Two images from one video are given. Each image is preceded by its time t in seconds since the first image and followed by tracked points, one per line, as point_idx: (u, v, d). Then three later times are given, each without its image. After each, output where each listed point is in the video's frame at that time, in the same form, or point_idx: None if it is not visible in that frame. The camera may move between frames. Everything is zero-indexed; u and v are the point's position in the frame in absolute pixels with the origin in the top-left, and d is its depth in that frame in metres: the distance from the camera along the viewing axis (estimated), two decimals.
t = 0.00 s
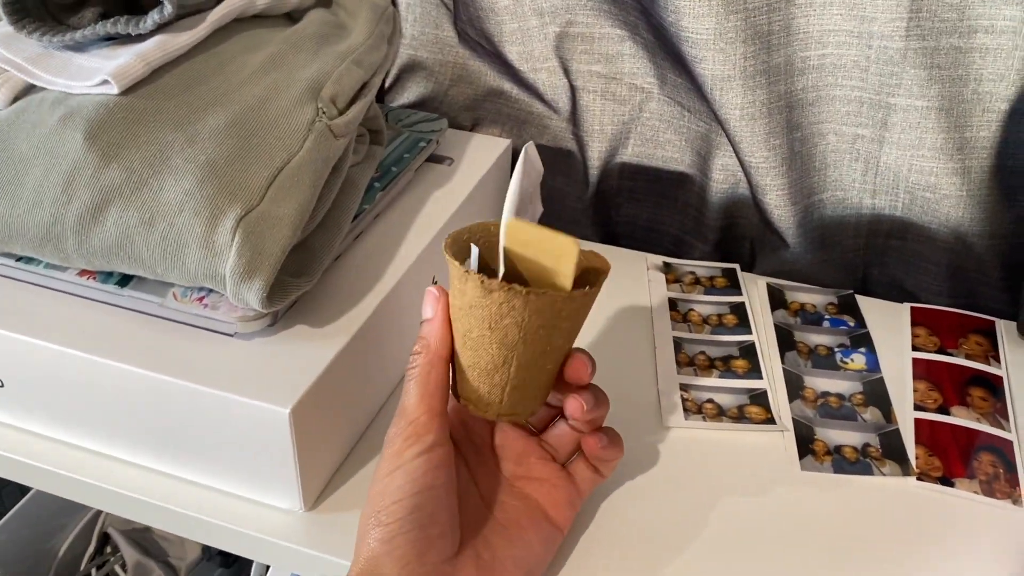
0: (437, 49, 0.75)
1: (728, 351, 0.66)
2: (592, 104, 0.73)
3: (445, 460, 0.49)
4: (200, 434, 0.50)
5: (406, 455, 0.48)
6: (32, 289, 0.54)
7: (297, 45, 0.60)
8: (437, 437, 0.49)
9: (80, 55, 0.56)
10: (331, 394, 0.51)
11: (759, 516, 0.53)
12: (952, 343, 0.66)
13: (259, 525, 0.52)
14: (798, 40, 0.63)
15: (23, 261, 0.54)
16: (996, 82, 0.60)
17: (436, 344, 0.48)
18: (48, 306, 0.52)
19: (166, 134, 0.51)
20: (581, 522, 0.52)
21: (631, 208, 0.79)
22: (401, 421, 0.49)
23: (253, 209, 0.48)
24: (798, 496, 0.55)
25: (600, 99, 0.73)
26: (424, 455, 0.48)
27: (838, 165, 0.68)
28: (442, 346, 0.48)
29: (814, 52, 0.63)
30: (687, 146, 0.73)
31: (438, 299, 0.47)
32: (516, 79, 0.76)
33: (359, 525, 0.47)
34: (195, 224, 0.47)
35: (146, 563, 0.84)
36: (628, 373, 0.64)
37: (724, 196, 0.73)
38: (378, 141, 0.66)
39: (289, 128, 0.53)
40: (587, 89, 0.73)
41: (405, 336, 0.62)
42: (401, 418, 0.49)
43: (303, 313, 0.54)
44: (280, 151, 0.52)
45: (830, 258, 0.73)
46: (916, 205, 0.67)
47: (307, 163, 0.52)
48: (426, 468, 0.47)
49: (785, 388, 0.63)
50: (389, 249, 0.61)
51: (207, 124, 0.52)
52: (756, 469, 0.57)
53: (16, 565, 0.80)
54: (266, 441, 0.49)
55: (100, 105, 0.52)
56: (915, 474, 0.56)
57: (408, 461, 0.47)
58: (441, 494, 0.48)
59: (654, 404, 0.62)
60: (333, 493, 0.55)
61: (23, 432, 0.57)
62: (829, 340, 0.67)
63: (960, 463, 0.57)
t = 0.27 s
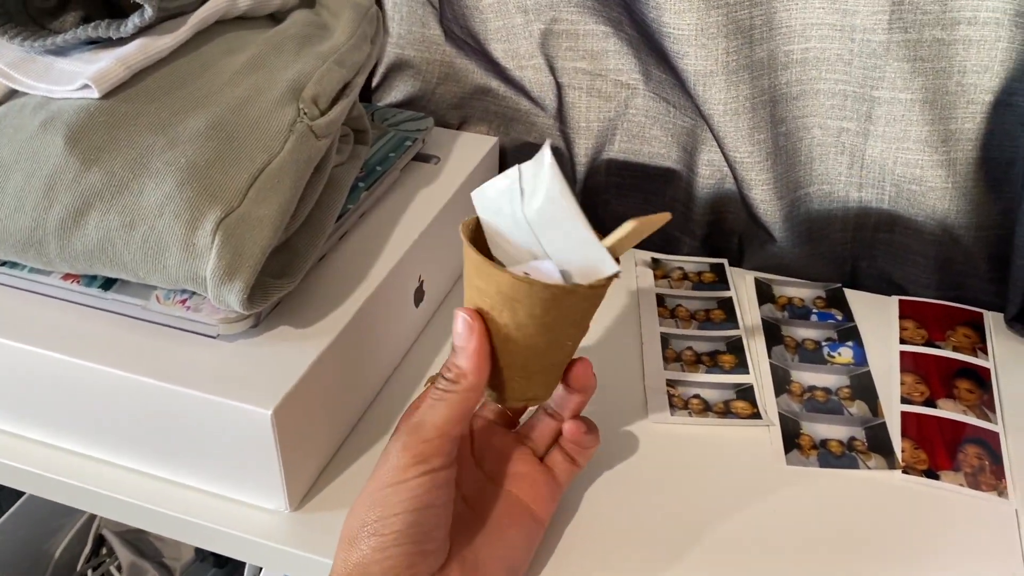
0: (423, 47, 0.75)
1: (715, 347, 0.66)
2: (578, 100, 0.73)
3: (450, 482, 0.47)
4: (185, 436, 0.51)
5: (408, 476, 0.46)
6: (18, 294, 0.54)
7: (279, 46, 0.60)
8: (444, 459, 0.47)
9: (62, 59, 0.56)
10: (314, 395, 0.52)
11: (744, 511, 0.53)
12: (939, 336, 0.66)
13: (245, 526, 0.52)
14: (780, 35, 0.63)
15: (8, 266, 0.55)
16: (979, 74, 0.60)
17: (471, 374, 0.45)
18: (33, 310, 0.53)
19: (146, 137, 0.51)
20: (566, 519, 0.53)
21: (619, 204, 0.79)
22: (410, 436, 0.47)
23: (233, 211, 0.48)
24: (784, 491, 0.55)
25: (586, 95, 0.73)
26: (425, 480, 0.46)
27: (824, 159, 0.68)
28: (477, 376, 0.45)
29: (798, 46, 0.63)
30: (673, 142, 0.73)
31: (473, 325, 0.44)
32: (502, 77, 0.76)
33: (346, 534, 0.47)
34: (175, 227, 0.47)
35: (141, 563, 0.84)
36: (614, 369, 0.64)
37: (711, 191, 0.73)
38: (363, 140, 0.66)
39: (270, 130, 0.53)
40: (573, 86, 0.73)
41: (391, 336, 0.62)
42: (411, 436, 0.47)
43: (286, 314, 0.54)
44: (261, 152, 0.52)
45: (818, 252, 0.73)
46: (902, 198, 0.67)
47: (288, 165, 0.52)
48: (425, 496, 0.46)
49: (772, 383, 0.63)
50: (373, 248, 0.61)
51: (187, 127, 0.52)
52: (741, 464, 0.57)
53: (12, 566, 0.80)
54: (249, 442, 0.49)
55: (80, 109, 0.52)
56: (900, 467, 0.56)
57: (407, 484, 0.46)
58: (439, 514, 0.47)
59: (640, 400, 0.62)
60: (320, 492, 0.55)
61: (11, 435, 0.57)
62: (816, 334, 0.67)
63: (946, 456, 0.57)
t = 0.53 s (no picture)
0: (414, 46, 0.75)
1: (705, 344, 0.66)
2: (568, 99, 0.73)
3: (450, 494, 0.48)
4: (173, 436, 0.51)
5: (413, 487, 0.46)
6: (6, 295, 0.54)
7: (266, 46, 0.60)
8: (449, 474, 0.47)
9: (49, 60, 0.56)
10: (303, 395, 0.52)
11: (733, 508, 0.53)
12: (930, 332, 0.66)
13: (234, 525, 0.52)
14: (768, 32, 0.63)
15: None
16: (967, 70, 0.60)
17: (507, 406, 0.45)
18: (21, 311, 0.53)
19: (133, 138, 0.51)
20: (555, 517, 0.53)
21: (610, 202, 0.79)
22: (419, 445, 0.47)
23: (219, 211, 0.48)
24: (772, 487, 0.55)
25: (576, 93, 0.73)
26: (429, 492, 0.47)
27: (813, 155, 0.68)
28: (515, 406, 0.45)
29: (786, 43, 0.63)
30: (663, 140, 0.72)
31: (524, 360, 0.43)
32: (492, 76, 0.76)
33: (338, 533, 0.47)
34: (162, 227, 0.47)
35: (135, 564, 0.85)
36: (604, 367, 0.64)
37: (701, 188, 0.73)
38: (352, 140, 0.66)
39: (257, 130, 0.53)
40: (562, 84, 0.73)
41: (380, 335, 0.62)
42: (422, 447, 0.46)
43: (274, 314, 0.54)
44: (247, 152, 0.52)
45: (808, 249, 0.73)
46: (892, 194, 0.67)
47: (275, 165, 0.52)
48: (427, 507, 0.47)
49: (762, 379, 0.63)
50: (362, 248, 0.61)
51: (173, 127, 0.52)
52: (730, 460, 0.57)
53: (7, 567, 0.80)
54: (237, 442, 0.49)
55: (67, 110, 0.52)
56: (889, 462, 0.56)
57: (410, 496, 0.46)
58: (435, 526, 0.48)
59: (630, 398, 0.62)
60: (309, 491, 0.55)
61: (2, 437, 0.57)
62: (807, 331, 0.67)
63: (935, 452, 0.57)
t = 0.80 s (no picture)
0: (409, 40, 0.75)
1: (701, 339, 0.66)
2: (563, 93, 0.73)
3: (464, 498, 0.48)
4: (165, 432, 0.50)
5: (429, 491, 0.46)
6: None
7: (259, 39, 0.59)
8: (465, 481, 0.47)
9: (39, 53, 0.56)
10: (297, 390, 0.51)
11: (729, 504, 0.53)
12: (926, 327, 0.66)
13: (227, 522, 0.52)
14: (765, 25, 0.62)
15: None
16: (964, 64, 0.60)
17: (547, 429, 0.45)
18: (11, 305, 0.52)
19: (123, 131, 0.50)
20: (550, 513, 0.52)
21: (605, 197, 0.78)
22: (441, 448, 0.46)
23: (211, 205, 0.48)
24: (768, 483, 0.55)
25: (571, 88, 0.72)
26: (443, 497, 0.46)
27: (809, 150, 0.68)
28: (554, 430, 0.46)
29: (782, 37, 0.63)
30: (659, 134, 0.72)
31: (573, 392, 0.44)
32: (487, 70, 0.75)
33: (345, 528, 0.46)
34: (153, 221, 0.47)
35: (128, 561, 0.85)
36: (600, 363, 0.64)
37: (697, 183, 0.73)
38: (346, 134, 0.65)
39: (249, 123, 0.53)
40: (557, 78, 0.72)
41: (375, 330, 0.61)
42: (444, 451, 0.46)
43: (267, 309, 0.54)
44: (240, 145, 0.51)
45: (804, 244, 0.72)
46: (889, 189, 0.67)
47: (267, 158, 0.52)
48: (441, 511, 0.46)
49: (758, 375, 0.63)
50: (356, 242, 0.60)
51: (165, 120, 0.51)
52: (726, 456, 0.57)
53: None
54: (229, 437, 0.49)
55: (57, 103, 0.51)
56: (885, 458, 0.56)
57: (426, 501, 0.46)
58: (445, 531, 0.48)
59: (625, 393, 0.61)
60: (303, 488, 0.54)
61: None
62: (803, 326, 0.67)
63: (931, 447, 0.57)
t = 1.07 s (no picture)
0: (407, 38, 0.75)
1: (699, 338, 0.66)
2: (563, 92, 0.73)
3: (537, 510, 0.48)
4: (165, 430, 0.50)
5: (527, 510, 0.45)
6: None
7: (259, 36, 0.59)
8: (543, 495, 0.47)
9: (39, 49, 0.55)
10: (296, 388, 0.51)
11: (727, 502, 0.53)
12: (924, 327, 0.66)
13: (227, 519, 0.52)
14: (764, 25, 0.63)
15: None
16: (962, 65, 0.60)
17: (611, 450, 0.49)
18: (9, 302, 0.52)
19: (124, 128, 0.50)
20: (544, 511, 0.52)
21: (604, 195, 0.78)
22: (550, 465, 0.46)
23: (212, 203, 0.48)
24: (766, 481, 0.55)
25: (570, 87, 0.72)
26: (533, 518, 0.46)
27: (808, 150, 0.68)
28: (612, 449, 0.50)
29: (782, 37, 0.63)
30: (658, 133, 0.72)
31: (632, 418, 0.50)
32: (486, 68, 0.75)
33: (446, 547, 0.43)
34: (153, 219, 0.47)
35: (126, 558, 0.84)
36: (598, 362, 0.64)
37: (695, 182, 0.73)
38: (345, 132, 0.65)
39: (249, 121, 0.53)
40: (556, 77, 0.72)
41: (374, 328, 0.61)
42: (551, 469, 0.46)
43: (267, 307, 0.54)
44: (240, 143, 0.51)
45: (802, 244, 0.73)
46: (887, 189, 0.67)
47: (268, 156, 0.52)
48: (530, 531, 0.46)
49: (756, 373, 0.63)
50: (356, 240, 0.60)
51: (165, 117, 0.51)
52: (725, 455, 0.57)
53: None
54: (229, 435, 0.49)
55: (57, 100, 0.51)
56: (883, 457, 0.56)
57: (518, 516, 0.45)
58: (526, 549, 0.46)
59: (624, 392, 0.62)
60: (302, 486, 0.55)
61: None
62: (801, 325, 0.67)
63: (929, 446, 0.57)
